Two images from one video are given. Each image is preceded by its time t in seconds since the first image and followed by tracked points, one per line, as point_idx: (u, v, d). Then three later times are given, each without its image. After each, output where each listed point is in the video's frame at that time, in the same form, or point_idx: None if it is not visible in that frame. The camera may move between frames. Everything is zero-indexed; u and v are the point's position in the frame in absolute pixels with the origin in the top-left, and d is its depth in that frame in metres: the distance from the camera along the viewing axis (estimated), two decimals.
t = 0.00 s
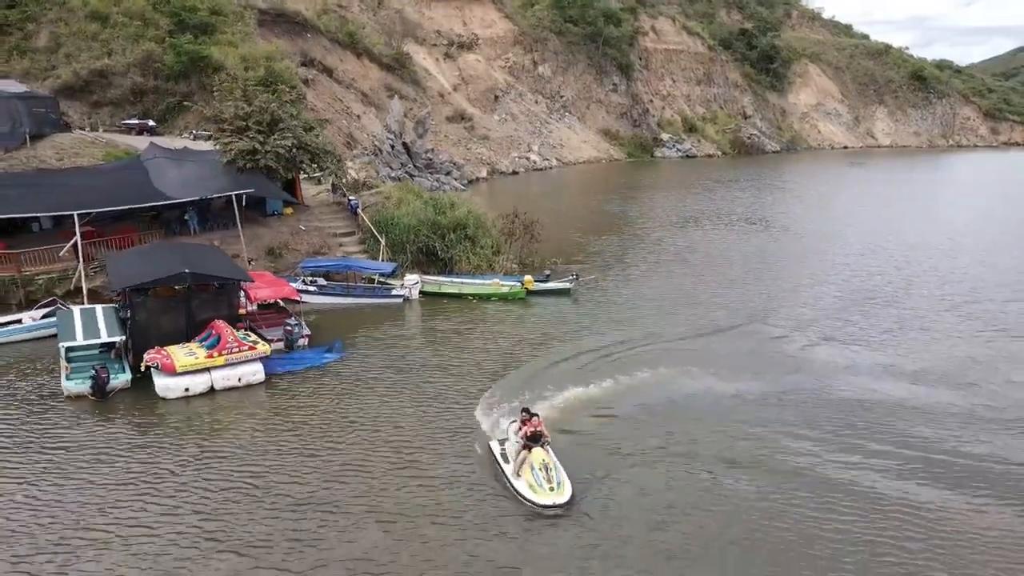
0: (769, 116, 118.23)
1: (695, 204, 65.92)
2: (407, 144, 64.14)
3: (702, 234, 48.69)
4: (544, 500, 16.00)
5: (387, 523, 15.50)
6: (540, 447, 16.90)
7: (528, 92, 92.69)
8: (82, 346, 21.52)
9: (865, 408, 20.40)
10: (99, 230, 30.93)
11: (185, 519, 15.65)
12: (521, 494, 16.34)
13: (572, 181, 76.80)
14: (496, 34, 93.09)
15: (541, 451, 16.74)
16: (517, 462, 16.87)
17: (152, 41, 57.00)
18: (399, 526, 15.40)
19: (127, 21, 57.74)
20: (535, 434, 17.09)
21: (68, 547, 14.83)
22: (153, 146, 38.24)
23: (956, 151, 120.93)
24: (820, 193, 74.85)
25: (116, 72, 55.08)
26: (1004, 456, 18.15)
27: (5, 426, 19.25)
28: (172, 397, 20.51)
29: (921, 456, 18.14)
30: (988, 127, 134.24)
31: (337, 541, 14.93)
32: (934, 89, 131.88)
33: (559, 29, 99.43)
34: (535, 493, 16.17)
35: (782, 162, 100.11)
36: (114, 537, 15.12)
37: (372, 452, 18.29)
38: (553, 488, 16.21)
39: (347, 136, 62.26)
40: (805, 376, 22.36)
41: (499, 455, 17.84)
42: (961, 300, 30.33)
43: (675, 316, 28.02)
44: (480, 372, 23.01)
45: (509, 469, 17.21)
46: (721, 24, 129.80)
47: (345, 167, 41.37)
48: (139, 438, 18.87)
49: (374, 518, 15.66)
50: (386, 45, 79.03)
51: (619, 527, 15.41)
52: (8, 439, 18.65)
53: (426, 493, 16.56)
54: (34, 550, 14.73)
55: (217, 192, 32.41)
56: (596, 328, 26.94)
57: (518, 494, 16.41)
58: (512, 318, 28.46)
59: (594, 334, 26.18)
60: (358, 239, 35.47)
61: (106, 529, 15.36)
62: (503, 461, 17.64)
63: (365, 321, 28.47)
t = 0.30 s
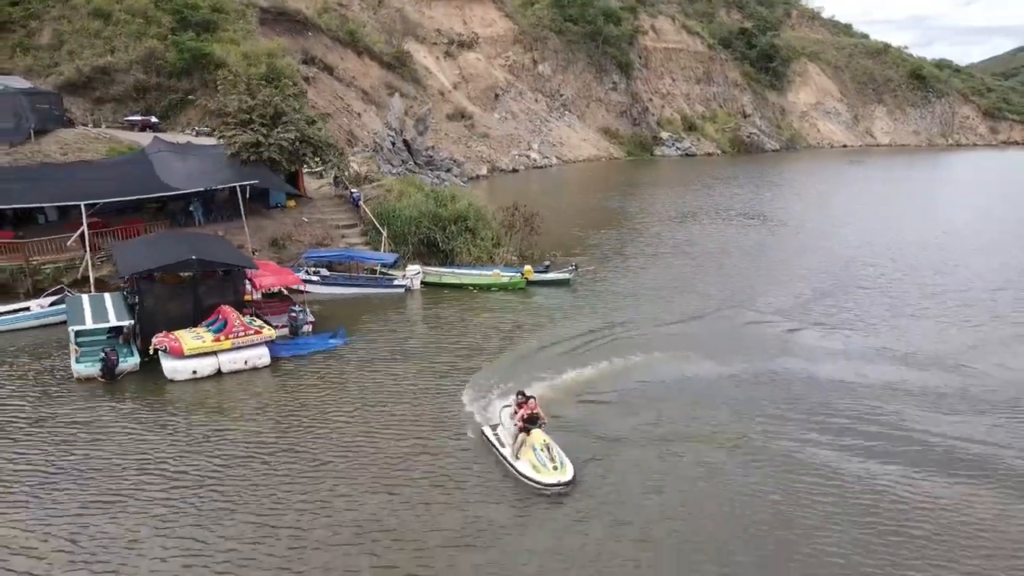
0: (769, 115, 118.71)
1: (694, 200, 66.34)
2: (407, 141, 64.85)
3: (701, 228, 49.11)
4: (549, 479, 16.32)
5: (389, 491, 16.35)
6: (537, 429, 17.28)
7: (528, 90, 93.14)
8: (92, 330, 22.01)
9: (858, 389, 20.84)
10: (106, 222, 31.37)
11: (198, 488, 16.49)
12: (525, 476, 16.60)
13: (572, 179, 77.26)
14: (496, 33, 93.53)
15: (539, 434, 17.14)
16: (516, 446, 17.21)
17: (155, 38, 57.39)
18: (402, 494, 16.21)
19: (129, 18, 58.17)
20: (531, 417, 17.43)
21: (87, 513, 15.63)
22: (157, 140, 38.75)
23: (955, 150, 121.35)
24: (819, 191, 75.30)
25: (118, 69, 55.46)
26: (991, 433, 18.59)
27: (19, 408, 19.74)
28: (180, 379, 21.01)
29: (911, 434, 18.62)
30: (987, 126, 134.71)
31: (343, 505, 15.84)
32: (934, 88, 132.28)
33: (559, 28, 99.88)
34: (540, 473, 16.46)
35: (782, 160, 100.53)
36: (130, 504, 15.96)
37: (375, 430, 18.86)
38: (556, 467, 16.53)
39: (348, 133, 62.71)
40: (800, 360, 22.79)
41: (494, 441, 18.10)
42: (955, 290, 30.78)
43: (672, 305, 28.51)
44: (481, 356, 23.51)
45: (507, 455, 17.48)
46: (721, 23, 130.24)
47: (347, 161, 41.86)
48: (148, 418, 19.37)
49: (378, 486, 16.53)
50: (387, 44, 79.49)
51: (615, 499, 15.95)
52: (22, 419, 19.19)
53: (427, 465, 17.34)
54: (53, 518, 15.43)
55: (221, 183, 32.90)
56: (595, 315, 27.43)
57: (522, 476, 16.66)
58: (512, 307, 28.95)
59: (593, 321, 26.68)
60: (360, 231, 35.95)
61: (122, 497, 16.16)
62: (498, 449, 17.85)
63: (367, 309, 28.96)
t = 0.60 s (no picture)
0: (768, 114, 119.19)
1: (693, 197, 66.79)
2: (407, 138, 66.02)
3: (700, 224, 49.50)
4: (556, 458, 16.47)
5: (394, 462, 16.88)
6: (537, 414, 17.51)
7: (528, 89, 93.58)
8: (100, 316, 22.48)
9: (852, 371, 21.21)
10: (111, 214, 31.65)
11: (208, 459, 16.99)
12: (529, 458, 16.67)
13: (572, 177, 77.67)
14: (496, 32, 94.00)
15: (540, 418, 17.38)
16: (516, 430, 17.32)
17: (157, 35, 57.97)
18: (406, 465, 16.72)
19: (131, 16, 58.62)
20: (529, 401, 17.69)
21: (101, 482, 16.12)
22: (162, 134, 39.23)
23: (954, 149, 121.74)
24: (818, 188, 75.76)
25: (121, 66, 55.82)
26: (982, 412, 18.94)
27: (29, 390, 20.16)
28: (187, 362, 21.47)
29: (902, 411, 19.02)
30: (986, 125, 135.15)
31: (350, 474, 16.38)
32: (932, 87, 132.79)
33: (559, 27, 100.37)
34: (545, 454, 16.60)
35: (781, 159, 101.00)
36: (142, 474, 16.45)
37: (378, 410, 19.25)
38: (560, 448, 16.73)
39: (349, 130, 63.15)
40: (794, 345, 23.18)
41: (490, 426, 18.15)
42: (949, 281, 31.22)
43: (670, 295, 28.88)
44: (481, 342, 23.94)
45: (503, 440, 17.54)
46: (720, 23, 130.76)
47: (349, 156, 42.31)
48: (156, 398, 19.81)
49: (383, 457, 17.08)
50: (387, 43, 79.97)
51: (612, 472, 16.37)
52: (33, 400, 19.62)
53: (430, 440, 17.79)
54: (67, 488, 15.90)
55: (226, 175, 33.42)
56: (594, 304, 27.85)
57: (526, 459, 16.73)
58: (512, 297, 29.38)
59: (592, 309, 27.10)
60: (362, 223, 36.37)
61: (134, 468, 16.64)
62: (493, 431, 17.95)
63: (370, 299, 29.40)
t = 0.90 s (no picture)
0: (768, 113, 119.74)
1: (692, 195, 67.29)
2: (408, 138, 66.39)
3: (698, 221, 49.93)
4: (564, 452, 16.66)
5: (399, 442, 17.52)
6: (538, 408, 17.58)
7: (528, 89, 94.14)
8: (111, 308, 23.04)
9: (843, 362, 21.74)
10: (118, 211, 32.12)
11: (220, 441, 17.63)
12: (536, 453, 16.80)
13: (572, 176, 78.14)
14: (496, 32, 94.50)
15: (541, 412, 17.48)
16: (518, 425, 17.41)
17: (159, 35, 58.53)
18: (410, 446, 17.34)
19: (133, 16, 59.12)
20: (529, 395, 17.74)
21: (114, 465, 16.69)
22: (166, 133, 39.75)
23: (953, 148, 122.20)
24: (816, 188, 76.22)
25: (124, 66, 56.31)
26: (968, 400, 19.49)
27: (42, 380, 20.74)
28: (195, 355, 22.01)
29: (891, 399, 19.53)
30: (985, 125, 135.62)
31: (357, 453, 17.04)
32: (932, 87, 133.31)
33: (559, 27, 100.88)
34: (552, 448, 16.76)
35: (780, 158, 101.50)
36: (155, 456, 17.05)
37: (381, 398, 19.78)
38: (565, 441, 16.91)
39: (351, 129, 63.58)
40: (787, 337, 23.72)
41: (488, 424, 18.10)
42: (941, 277, 31.77)
43: (666, 289, 29.42)
44: (482, 334, 24.47)
45: (503, 436, 17.60)
46: (720, 23, 131.28)
47: (350, 154, 42.84)
48: (165, 387, 20.35)
49: (387, 440, 17.64)
50: (387, 43, 80.48)
51: (608, 456, 16.91)
52: (45, 390, 20.16)
53: (433, 424, 18.37)
54: (85, 468, 16.52)
55: (231, 172, 33.97)
56: (592, 298, 28.38)
57: (532, 454, 16.84)
58: (513, 292, 29.89)
59: (590, 303, 27.62)
60: (364, 220, 36.92)
61: (145, 452, 17.19)
62: (485, 424, 18.16)
63: (372, 294, 29.93)
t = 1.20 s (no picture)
0: (767, 113, 120.19)
1: (691, 195, 67.66)
2: (409, 138, 66.74)
3: (697, 221, 50.35)
4: (574, 450, 16.76)
5: (404, 432, 17.99)
6: (540, 407, 17.52)
7: (528, 89, 94.55)
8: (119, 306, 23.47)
9: (836, 357, 22.21)
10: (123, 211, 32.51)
11: (231, 431, 18.08)
12: (546, 452, 16.85)
13: (572, 176, 78.59)
14: (496, 32, 94.92)
15: (545, 411, 17.45)
16: (521, 424, 17.37)
17: (161, 36, 58.92)
18: (414, 436, 17.82)
19: (135, 17, 59.54)
20: (531, 395, 17.60)
21: (126, 454, 17.12)
22: (169, 134, 40.18)
23: (953, 148, 122.54)
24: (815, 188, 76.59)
25: (126, 66, 56.70)
26: (957, 394, 19.95)
27: (54, 374, 21.19)
28: (202, 351, 22.45)
29: (883, 393, 19.99)
30: (984, 125, 136.06)
31: (364, 442, 17.52)
32: (931, 87, 133.70)
33: (559, 27, 101.32)
34: (561, 446, 16.82)
35: (779, 158, 101.93)
36: (166, 445, 17.49)
37: (383, 391, 20.23)
38: (571, 439, 17.01)
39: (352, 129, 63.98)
40: (782, 333, 24.14)
41: (489, 427, 18.06)
42: (936, 275, 32.19)
43: (664, 287, 29.86)
44: (483, 331, 24.92)
45: (506, 436, 17.55)
46: (720, 23, 131.77)
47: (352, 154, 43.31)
48: (173, 382, 20.81)
49: (392, 430, 18.13)
50: (388, 43, 80.94)
51: (606, 447, 17.35)
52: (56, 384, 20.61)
53: (435, 416, 18.85)
54: (100, 457, 16.96)
55: (235, 172, 34.40)
56: (591, 296, 28.84)
57: (541, 454, 16.89)
58: (513, 290, 30.33)
59: (589, 301, 28.08)
60: (366, 220, 37.39)
61: (156, 442, 17.65)
62: (483, 422, 18.27)
63: (375, 293, 30.40)
